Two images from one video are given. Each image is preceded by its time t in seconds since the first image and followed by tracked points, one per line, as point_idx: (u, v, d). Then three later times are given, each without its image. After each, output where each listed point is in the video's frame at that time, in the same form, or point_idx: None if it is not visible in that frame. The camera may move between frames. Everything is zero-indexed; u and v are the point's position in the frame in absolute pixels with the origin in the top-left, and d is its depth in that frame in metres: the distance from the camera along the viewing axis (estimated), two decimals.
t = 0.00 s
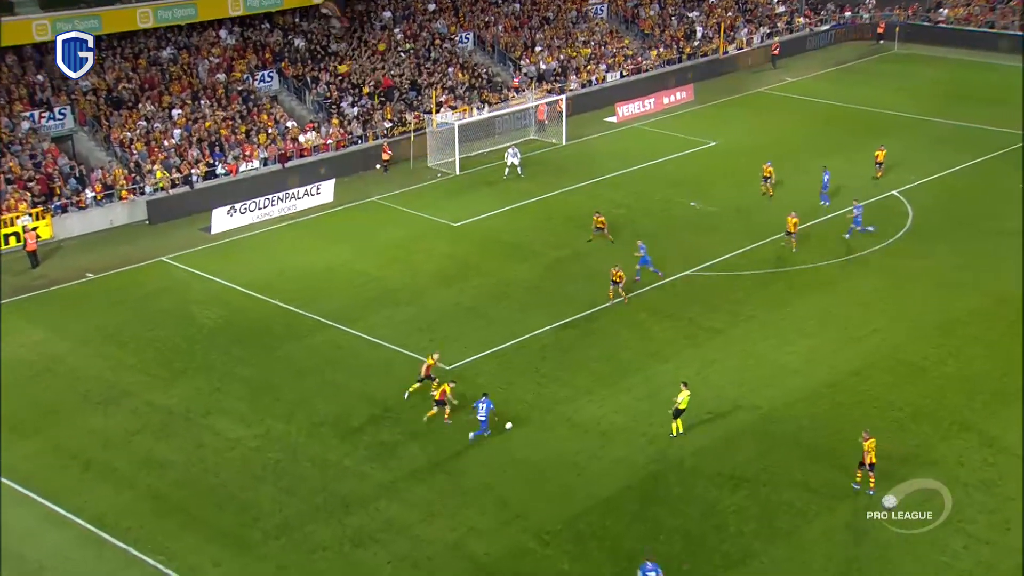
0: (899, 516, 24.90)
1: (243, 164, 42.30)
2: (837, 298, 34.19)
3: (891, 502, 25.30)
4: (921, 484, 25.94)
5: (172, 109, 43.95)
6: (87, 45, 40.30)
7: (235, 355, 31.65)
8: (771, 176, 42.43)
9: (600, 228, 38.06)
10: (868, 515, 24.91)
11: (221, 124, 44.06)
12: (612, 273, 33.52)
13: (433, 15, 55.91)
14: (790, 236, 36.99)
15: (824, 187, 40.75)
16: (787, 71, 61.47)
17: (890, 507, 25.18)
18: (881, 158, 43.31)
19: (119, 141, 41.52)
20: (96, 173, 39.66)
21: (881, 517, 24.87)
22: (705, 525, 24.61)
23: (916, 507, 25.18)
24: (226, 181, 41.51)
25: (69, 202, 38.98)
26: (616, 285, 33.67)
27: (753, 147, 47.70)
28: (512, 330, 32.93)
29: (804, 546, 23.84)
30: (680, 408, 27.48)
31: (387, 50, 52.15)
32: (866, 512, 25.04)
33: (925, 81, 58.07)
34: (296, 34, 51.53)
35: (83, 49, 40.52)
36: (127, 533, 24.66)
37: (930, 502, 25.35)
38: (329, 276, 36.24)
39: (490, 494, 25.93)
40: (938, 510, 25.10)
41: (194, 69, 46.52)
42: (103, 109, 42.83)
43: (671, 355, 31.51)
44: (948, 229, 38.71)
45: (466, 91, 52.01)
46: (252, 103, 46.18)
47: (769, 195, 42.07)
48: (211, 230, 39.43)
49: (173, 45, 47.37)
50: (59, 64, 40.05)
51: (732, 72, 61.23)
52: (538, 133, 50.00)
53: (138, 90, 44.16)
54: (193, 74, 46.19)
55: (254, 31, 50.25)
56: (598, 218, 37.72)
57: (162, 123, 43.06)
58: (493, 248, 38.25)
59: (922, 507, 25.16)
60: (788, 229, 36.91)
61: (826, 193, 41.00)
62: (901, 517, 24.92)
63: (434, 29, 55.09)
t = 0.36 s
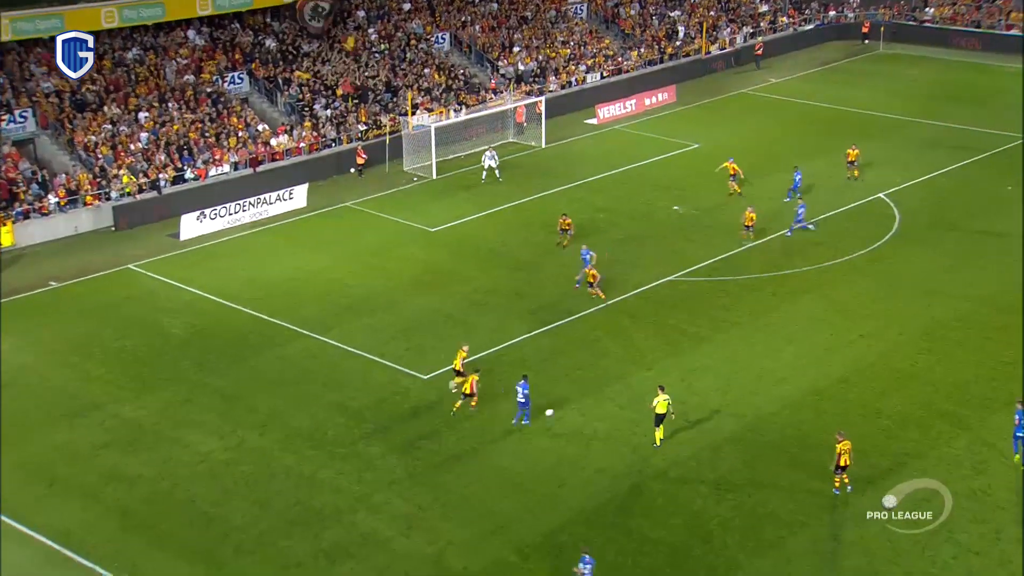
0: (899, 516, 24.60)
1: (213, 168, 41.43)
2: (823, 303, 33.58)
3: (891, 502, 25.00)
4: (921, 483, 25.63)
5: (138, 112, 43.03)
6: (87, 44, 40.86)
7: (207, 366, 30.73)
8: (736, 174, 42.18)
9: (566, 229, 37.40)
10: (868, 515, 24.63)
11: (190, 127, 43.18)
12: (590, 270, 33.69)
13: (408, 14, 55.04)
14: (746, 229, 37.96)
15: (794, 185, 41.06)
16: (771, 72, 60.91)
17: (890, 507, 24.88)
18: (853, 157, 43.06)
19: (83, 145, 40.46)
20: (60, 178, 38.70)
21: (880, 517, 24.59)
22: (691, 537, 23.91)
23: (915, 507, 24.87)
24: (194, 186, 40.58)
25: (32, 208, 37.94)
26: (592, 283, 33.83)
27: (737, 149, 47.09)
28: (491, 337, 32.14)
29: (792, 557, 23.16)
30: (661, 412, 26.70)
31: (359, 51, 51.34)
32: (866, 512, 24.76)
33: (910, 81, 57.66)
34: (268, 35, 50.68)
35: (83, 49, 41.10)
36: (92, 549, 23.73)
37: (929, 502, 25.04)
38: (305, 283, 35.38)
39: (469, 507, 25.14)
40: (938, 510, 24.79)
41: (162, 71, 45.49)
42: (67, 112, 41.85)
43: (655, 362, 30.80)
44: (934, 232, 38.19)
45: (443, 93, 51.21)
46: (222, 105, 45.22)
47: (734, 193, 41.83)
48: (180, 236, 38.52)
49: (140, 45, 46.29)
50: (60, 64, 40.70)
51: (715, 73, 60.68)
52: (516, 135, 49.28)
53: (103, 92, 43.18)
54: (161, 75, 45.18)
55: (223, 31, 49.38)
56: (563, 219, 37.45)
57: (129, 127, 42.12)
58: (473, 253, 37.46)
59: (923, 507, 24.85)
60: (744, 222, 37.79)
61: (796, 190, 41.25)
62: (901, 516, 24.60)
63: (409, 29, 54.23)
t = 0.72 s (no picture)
0: (899, 515, 24.14)
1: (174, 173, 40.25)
2: (806, 308, 32.79)
3: (891, 502, 24.54)
4: (921, 483, 25.17)
5: (94, 113, 41.84)
6: (86, 45, 40.64)
7: (170, 378, 29.56)
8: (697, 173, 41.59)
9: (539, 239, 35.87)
10: (868, 515, 24.16)
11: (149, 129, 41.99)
12: (549, 271, 32.95)
13: (377, 12, 53.83)
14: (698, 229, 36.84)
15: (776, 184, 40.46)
16: (751, 71, 60.14)
17: (890, 507, 24.42)
18: (824, 157, 42.61)
19: (36, 148, 39.41)
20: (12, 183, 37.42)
21: (881, 517, 24.12)
22: (673, 552, 23.00)
23: (915, 507, 24.42)
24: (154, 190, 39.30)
25: None
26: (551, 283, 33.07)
27: (718, 151, 46.28)
28: (466, 345, 31.12)
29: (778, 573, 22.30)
30: (642, 418, 25.88)
31: (327, 51, 50.48)
32: (866, 512, 24.29)
33: (891, 79, 57.07)
34: (230, 34, 49.22)
35: (82, 49, 40.85)
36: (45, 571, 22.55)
37: (929, 501, 24.60)
38: (274, 291, 34.25)
39: (442, 522, 24.13)
40: (938, 510, 24.35)
41: (119, 70, 44.11)
42: (19, 114, 40.50)
43: (635, 371, 29.85)
44: (919, 236, 37.47)
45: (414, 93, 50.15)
46: (183, 107, 44.04)
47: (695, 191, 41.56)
48: (140, 243, 37.38)
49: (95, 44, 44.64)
50: (59, 64, 40.57)
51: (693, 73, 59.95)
52: (490, 137, 48.18)
53: (57, 93, 41.87)
54: (117, 75, 43.82)
55: (182, 30, 47.99)
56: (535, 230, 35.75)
57: (84, 129, 40.93)
58: (449, 259, 36.45)
59: (922, 507, 24.41)
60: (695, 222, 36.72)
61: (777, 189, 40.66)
62: (901, 516, 24.15)
63: (378, 27, 52.98)
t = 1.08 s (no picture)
0: (899, 516, 23.36)
1: (116, 169, 38.51)
2: (779, 308, 31.77)
3: (890, 502, 23.76)
4: (921, 482, 24.37)
5: (29, 106, 40.14)
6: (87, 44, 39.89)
7: (114, 387, 28.05)
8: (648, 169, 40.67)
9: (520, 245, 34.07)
10: (867, 515, 23.38)
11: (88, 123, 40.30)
12: (500, 262, 32.01)
13: None
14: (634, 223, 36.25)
15: (754, 176, 39.52)
16: (720, 61, 58.93)
17: (891, 506, 23.63)
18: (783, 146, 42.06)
19: None
20: None
21: (881, 517, 23.34)
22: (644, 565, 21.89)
23: (916, 507, 23.64)
24: (95, 187, 37.64)
25: None
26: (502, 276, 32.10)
27: (687, 145, 45.22)
28: (427, 349, 29.84)
29: None
30: (609, 418, 24.97)
31: (276, 40, 48.41)
32: (865, 512, 23.51)
33: (864, 69, 56.07)
34: (174, 22, 46.74)
35: (82, 49, 40.07)
36: None
37: (930, 501, 23.81)
38: (227, 294, 32.79)
39: (401, 536, 22.89)
40: (939, 510, 23.56)
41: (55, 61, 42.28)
42: None
43: (603, 374, 28.69)
44: (894, 231, 36.58)
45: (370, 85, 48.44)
46: (125, 100, 42.37)
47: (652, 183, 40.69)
48: (80, 243, 35.87)
49: (29, 33, 42.80)
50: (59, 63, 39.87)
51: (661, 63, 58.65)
52: (450, 131, 46.78)
53: None
54: (54, 65, 42.02)
55: (123, 18, 45.78)
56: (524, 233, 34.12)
57: (19, 124, 39.26)
58: (411, 259, 35.14)
59: (922, 507, 23.62)
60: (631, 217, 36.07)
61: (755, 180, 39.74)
62: (901, 516, 23.38)
63: (331, 16, 51.08)
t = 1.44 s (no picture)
0: (899, 516, 22.62)
1: (51, 167, 36.82)
2: (750, 309, 30.79)
3: (890, 501, 23.01)
4: (922, 481, 23.63)
5: None
6: (87, 44, 39.56)
7: (51, 398, 26.61)
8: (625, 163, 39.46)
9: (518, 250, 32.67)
10: (867, 515, 22.64)
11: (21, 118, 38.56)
12: (460, 256, 31.13)
13: None
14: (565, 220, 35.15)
15: (728, 172, 38.55)
16: (688, 51, 57.74)
17: (890, 506, 22.89)
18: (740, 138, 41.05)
19: None
20: None
21: (880, 517, 22.61)
22: None
23: (916, 507, 22.89)
24: (28, 187, 35.90)
25: None
26: (462, 272, 31.15)
27: (655, 141, 44.14)
28: (385, 355, 28.59)
29: None
30: (571, 416, 24.05)
31: (222, 31, 46.43)
32: (865, 512, 22.77)
33: (835, 61, 55.09)
34: (111, 12, 44.77)
35: (82, 49, 39.73)
36: None
37: (930, 501, 23.06)
38: (176, 298, 31.38)
39: (354, 553, 21.66)
40: (940, 510, 22.81)
41: None
42: None
43: (569, 379, 27.54)
44: (867, 229, 35.70)
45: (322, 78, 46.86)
46: (59, 94, 40.66)
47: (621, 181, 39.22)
48: (13, 246, 34.36)
49: None
50: (59, 63, 39.48)
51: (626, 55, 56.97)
52: (406, 126, 45.33)
53: None
54: None
55: (57, 7, 43.80)
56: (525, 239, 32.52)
57: None
58: (370, 260, 33.84)
59: (923, 506, 22.88)
60: (563, 212, 35.05)
61: (730, 177, 38.76)
62: (901, 516, 22.64)
63: (279, 6, 49.47)
